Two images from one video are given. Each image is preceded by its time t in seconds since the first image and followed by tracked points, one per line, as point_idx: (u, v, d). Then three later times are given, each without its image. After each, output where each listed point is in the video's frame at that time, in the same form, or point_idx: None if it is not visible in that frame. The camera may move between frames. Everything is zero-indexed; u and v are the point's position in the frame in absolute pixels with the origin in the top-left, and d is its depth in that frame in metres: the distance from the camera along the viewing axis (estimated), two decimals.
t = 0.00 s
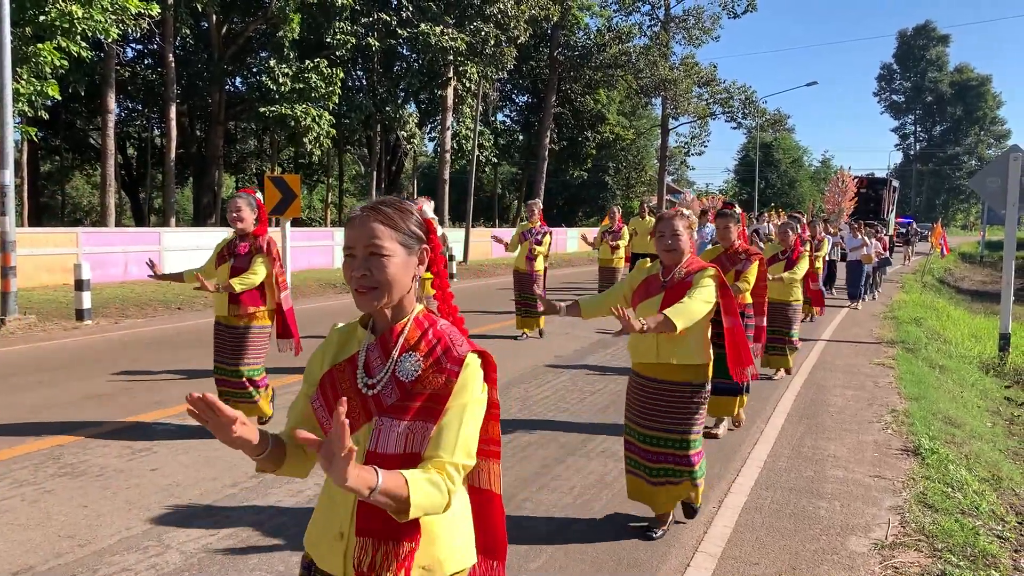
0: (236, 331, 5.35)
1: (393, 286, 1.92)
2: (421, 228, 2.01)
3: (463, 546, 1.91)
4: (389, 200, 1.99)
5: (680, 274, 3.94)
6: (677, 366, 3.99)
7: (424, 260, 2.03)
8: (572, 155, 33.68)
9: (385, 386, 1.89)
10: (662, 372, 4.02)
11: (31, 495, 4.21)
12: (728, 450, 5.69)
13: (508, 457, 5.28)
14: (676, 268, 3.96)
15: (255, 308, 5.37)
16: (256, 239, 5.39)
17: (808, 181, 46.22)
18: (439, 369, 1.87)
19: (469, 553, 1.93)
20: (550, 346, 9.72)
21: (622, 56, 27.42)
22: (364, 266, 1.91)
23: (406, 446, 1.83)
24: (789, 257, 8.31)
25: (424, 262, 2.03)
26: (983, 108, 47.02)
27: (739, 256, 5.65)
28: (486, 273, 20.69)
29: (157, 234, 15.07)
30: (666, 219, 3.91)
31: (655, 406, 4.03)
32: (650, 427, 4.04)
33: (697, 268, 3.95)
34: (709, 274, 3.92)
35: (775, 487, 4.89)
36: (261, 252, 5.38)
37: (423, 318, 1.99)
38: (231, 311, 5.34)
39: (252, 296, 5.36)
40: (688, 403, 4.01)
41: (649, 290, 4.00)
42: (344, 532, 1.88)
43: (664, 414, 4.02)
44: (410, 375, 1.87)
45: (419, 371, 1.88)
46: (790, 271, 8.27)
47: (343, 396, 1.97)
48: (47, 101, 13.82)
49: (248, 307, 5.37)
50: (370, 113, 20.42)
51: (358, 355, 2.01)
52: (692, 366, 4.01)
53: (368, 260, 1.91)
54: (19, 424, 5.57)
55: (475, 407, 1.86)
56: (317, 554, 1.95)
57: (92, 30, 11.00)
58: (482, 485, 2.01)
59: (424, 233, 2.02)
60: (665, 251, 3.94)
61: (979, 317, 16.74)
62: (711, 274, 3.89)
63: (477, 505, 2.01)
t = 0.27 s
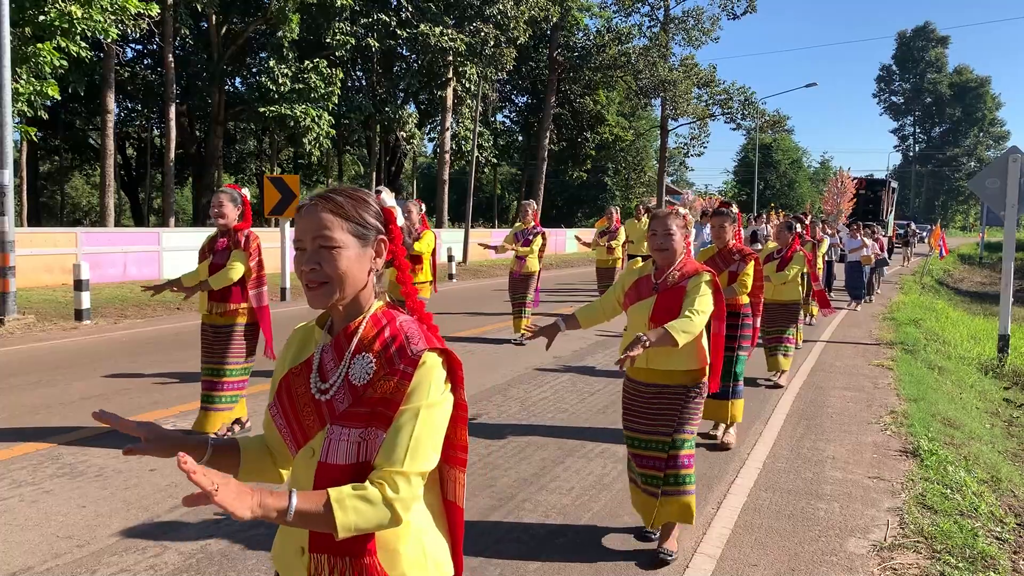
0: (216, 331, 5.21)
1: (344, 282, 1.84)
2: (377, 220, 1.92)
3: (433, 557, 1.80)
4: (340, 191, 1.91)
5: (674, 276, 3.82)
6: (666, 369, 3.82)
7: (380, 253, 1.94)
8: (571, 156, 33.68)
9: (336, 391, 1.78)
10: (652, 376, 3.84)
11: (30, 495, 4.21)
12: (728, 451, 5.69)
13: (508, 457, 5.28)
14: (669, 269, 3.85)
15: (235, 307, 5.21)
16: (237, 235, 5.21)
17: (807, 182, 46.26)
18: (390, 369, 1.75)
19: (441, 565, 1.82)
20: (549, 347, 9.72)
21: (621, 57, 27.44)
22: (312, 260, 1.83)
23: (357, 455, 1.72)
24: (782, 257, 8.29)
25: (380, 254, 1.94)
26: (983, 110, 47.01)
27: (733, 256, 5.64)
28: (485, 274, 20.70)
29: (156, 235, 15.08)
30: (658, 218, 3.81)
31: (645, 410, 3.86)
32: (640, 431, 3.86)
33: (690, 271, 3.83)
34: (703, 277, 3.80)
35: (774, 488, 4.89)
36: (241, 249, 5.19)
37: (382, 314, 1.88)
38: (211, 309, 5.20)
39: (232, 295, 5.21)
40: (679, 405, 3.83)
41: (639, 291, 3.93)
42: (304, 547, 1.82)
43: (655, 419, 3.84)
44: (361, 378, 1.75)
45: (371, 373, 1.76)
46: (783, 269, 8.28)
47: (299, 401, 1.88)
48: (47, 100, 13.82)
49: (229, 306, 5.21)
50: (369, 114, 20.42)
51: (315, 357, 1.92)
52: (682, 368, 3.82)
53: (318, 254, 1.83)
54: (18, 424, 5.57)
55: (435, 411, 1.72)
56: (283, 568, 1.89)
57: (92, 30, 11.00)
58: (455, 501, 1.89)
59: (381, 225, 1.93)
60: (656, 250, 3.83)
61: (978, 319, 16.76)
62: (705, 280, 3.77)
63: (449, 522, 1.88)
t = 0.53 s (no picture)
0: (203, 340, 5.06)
1: (297, 287, 1.75)
2: (334, 221, 1.82)
3: None
4: (295, 187, 1.81)
5: (670, 280, 3.72)
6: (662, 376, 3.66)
7: (338, 254, 1.84)
8: (571, 156, 33.69)
9: (283, 403, 1.71)
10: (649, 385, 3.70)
11: (29, 496, 4.21)
12: (728, 451, 5.69)
13: (508, 458, 5.28)
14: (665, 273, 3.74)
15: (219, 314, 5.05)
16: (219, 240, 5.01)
17: (808, 183, 46.26)
18: (341, 382, 1.66)
19: None
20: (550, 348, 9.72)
21: (621, 58, 27.46)
22: (262, 264, 1.73)
23: (300, 473, 1.65)
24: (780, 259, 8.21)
25: (339, 256, 1.84)
26: (983, 110, 47.02)
27: (731, 257, 5.67)
28: (485, 275, 20.71)
29: (157, 235, 15.08)
30: (653, 219, 3.71)
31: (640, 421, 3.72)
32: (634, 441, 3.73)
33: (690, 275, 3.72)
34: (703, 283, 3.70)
35: (774, 489, 4.89)
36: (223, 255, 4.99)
37: (339, 322, 1.79)
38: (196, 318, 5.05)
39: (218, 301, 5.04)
40: (679, 413, 3.68)
41: (633, 295, 3.82)
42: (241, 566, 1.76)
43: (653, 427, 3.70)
44: (310, 390, 1.68)
45: (321, 384, 1.68)
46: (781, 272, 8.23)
47: (246, 411, 1.81)
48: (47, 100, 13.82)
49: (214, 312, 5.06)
50: (370, 114, 20.42)
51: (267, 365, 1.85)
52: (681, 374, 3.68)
53: (267, 258, 1.74)
54: (18, 425, 5.57)
55: (389, 427, 1.64)
56: None
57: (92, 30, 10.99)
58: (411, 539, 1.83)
59: (338, 225, 1.83)
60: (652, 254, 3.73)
61: (979, 320, 16.75)
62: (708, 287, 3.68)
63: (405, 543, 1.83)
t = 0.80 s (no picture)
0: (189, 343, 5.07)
1: (239, 302, 1.63)
2: (280, 229, 1.70)
3: None
4: (234, 191, 1.67)
5: (658, 284, 3.63)
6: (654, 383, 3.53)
7: (285, 265, 1.71)
8: (573, 157, 33.67)
9: (228, 429, 1.61)
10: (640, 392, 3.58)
11: (31, 497, 4.21)
12: (729, 450, 5.69)
13: (509, 458, 5.28)
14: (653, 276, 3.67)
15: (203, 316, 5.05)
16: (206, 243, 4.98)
17: (809, 183, 46.22)
18: (285, 408, 1.55)
19: None
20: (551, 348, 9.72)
21: (623, 58, 27.48)
22: (200, 279, 1.60)
23: (249, 508, 1.55)
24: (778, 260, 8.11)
25: (287, 267, 1.71)
26: (984, 110, 46.97)
27: (726, 257, 5.55)
28: (486, 275, 20.70)
29: (157, 236, 15.10)
30: (641, 221, 3.65)
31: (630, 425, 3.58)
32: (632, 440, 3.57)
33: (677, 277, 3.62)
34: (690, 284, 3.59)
35: (775, 490, 4.88)
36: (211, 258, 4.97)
37: (287, 337, 1.68)
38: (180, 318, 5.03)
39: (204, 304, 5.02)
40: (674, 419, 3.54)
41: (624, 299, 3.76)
42: None
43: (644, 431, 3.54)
44: (255, 416, 1.58)
45: (266, 410, 1.58)
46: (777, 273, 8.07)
47: (190, 435, 1.71)
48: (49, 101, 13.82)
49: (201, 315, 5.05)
50: (370, 115, 20.43)
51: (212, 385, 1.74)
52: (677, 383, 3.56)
53: (207, 272, 1.61)
54: (19, 425, 5.57)
55: (339, 455, 1.54)
56: None
57: (93, 31, 11.00)
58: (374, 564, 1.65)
59: (284, 234, 1.70)
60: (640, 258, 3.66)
61: (980, 320, 16.72)
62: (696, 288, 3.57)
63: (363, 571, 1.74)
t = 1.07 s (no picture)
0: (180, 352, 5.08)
1: (173, 306, 1.59)
2: (217, 229, 1.64)
3: None
4: (171, 188, 1.63)
5: (638, 282, 3.48)
6: (631, 385, 3.45)
7: (225, 268, 1.66)
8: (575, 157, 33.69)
9: (153, 438, 1.54)
10: (615, 393, 3.49)
11: (33, 497, 4.21)
12: (731, 451, 5.69)
13: (510, 458, 5.28)
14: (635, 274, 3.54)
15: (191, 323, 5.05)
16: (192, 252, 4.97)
17: (811, 184, 46.20)
18: (210, 415, 1.48)
19: None
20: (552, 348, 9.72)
21: (625, 59, 27.50)
22: (133, 281, 1.56)
23: (169, 523, 1.49)
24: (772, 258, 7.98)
25: (225, 268, 1.67)
26: (987, 110, 46.95)
27: (716, 258, 5.51)
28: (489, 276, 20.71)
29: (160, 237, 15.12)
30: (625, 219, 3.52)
31: (613, 431, 3.48)
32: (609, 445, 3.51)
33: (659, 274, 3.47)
34: (670, 281, 3.45)
35: (778, 490, 4.88)
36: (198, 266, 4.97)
37: (220, 341, 1.63)
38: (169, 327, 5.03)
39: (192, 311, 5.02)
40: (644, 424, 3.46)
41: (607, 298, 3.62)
42: None
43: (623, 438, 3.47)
44: (180, 424, 1.51)
45: (191, 417, 1.51)
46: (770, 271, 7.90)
47: (117, 446, 1.65)
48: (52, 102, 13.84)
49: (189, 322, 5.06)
50: (373, 116, 20.45)
51: (141, 393, 1.68)
52: (653, 385, 3.45)
53: (140, 274, 1.56)
54: (22, 425, 5.58)
55: (266, 466, 1.46)
56: None
57: (96, 33, 11.04)
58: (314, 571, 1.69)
59: (222, 236, 1.66)
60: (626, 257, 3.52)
61: (982, 320, 16.72)
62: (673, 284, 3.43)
63: None
